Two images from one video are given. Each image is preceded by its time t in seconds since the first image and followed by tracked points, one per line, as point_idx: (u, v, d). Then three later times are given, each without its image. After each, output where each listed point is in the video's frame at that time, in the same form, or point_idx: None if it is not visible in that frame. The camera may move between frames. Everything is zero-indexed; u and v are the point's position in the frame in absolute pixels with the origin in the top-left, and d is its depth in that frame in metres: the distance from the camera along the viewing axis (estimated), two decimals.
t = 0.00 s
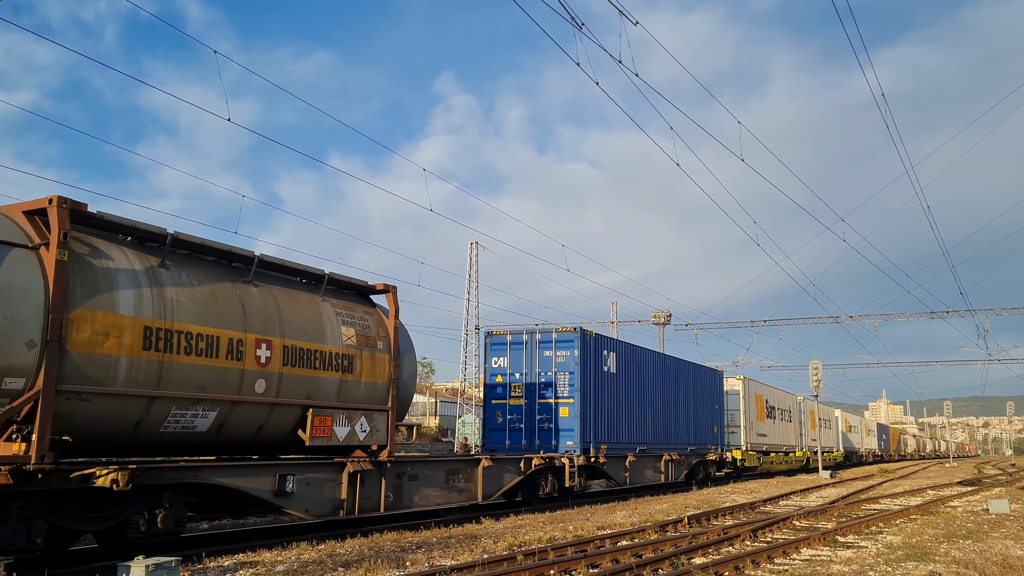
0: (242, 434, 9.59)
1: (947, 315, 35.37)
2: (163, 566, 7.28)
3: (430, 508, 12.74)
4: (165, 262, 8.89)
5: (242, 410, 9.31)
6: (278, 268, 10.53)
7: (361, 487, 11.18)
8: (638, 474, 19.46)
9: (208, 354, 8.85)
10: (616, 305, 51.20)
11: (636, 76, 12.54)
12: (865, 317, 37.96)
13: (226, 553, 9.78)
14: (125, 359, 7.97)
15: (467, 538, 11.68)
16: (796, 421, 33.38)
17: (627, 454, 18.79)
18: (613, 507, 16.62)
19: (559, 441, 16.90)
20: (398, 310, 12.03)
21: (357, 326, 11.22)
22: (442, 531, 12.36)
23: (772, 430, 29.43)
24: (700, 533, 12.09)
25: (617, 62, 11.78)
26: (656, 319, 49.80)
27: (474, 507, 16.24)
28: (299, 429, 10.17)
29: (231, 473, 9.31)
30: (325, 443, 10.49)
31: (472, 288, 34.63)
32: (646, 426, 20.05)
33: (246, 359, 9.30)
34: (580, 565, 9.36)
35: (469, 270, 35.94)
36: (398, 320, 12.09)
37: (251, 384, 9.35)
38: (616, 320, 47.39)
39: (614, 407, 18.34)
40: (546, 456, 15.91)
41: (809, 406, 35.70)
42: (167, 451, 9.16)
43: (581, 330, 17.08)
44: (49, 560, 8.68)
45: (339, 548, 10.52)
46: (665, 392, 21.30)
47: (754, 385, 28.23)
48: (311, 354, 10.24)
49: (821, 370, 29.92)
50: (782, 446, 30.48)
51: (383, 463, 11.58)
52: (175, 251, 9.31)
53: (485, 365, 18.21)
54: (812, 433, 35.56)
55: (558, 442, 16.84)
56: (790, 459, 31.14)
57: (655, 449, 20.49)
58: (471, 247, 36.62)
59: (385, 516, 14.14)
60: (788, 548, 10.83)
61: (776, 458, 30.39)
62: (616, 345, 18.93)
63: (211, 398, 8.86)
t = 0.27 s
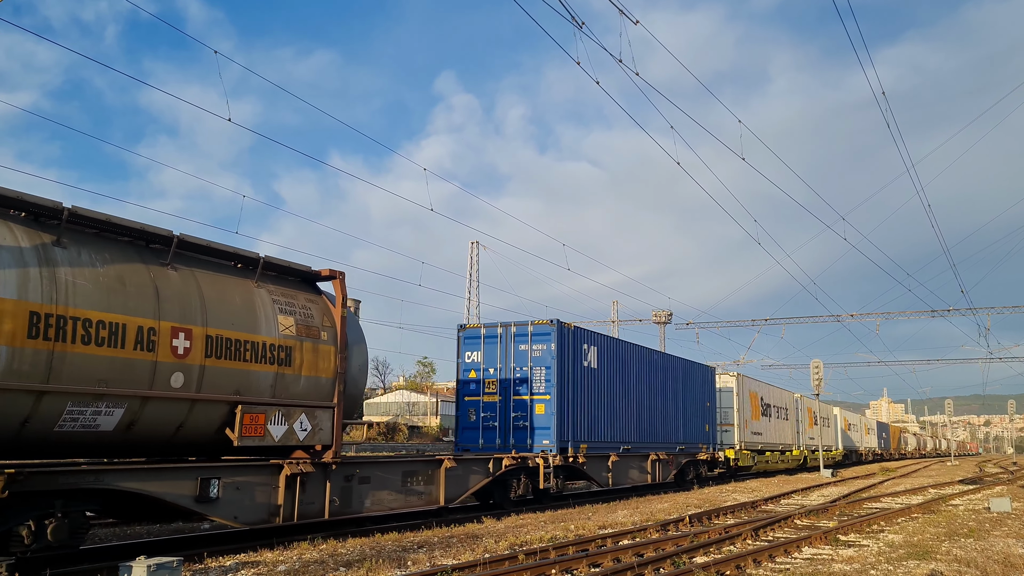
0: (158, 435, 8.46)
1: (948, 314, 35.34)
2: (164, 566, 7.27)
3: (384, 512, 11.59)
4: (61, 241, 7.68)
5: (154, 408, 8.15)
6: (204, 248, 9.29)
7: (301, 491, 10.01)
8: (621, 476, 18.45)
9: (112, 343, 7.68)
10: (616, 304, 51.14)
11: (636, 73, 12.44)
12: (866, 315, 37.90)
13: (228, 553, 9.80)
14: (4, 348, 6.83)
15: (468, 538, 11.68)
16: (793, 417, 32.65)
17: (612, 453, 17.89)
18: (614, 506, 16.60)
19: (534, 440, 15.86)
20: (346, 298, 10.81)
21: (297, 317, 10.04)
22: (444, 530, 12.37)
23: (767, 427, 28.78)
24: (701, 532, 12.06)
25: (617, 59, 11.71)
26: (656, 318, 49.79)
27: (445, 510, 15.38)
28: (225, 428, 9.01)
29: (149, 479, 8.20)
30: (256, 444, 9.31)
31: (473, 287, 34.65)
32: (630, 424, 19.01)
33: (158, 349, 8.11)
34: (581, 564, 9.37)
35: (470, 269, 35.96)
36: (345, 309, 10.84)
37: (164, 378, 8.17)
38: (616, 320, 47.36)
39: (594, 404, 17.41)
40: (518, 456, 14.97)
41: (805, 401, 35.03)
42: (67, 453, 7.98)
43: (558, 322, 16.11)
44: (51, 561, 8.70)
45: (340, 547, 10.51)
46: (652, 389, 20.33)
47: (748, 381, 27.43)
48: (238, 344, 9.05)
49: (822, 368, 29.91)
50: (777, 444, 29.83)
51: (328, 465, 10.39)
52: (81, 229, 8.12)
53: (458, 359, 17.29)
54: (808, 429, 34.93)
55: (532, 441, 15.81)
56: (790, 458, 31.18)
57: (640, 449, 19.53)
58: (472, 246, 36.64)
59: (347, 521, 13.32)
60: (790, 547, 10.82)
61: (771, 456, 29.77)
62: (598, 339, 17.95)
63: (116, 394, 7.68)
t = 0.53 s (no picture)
0: (52, 432, 7.47)
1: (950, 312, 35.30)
2: (166, 565, 7.27)
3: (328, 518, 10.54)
4: None
5: (45, 403, 7.17)
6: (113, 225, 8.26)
7: (228, 494, 8.98)
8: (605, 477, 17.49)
9: None
10: (617, 303, 51.13)
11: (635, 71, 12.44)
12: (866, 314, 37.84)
13: (230, 553, 9.80)
14: None
15: (470, 537, 11.68)
16: (789, 416, 32.29)
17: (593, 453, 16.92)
18: (616, 505, 16.58)
19: (506, 440, 14.77)
20: (282, 283, 9.76)
21: (224, 302, 9.00)
22: (445, 530, 12.38)
23: (762, 426, 28.45)
24: (703, 531, 12.06)
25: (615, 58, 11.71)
26: (657, 318, 49.77)
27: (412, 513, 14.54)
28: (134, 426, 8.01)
29: (70, 480, 7.45)
30: (171, 444, 8.30)
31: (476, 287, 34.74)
32: (614, 423, 18.01)
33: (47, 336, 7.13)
34: (583, 563, 9.36)
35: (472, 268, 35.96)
36: (281, 296, 9.75)
37: (55, 369, 7.17)
38: (617, 319, 47.35)
39: (574, 401, 16.41)
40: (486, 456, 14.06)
41: (801, 400, 34.66)
42: None
43: (532, 312, 15.05)
44: (53, 560, 8.71)
45: (342, 547, 10.52)
46: (638, 386, 19.39)
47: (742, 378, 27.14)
48: (148, 332, 8.02)
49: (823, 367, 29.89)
50: (773, 443, 29.50)
51: (260, 467, 9.34)
52: None
53: (426, 353, 15.97)
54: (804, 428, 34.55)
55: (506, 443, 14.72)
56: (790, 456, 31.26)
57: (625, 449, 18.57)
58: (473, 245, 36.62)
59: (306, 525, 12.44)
60: (791, 546, 10.82)
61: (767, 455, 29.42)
62: (578, 332, 16.92)
63: None
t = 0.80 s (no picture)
0: None
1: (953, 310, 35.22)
2: (168, 564, 7.28)
3: (261, 525, 9.64)
4: None
5: None
6: None
7: (139, 500, 8.07)
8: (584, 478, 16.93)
9: None
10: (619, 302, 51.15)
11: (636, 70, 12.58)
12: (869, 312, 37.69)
13: (232, 551, 9.82)
14: None
15: (471, 536, 11.68)
16: (785, 414, 31.82)
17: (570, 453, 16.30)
18: (617, 504, 16.56)
19: (474, 437, 14.22)
20: (205, 265, 8.84)
21: (134, 285, 8.11)
22: (446, 528, 12.38)
23: (757, 424, 28.02)
24: (705, 530, 12.06)
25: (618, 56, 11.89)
26: (659, 317, 49.77)
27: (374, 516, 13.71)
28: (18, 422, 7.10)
29: None
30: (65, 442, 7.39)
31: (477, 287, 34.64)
32: (592, 420, 17.43)
33: None
34: (584, 562, 9.36)
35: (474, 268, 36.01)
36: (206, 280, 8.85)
37: None
38: (619, 319, 47.36)
39: (549, 396, 15.83)
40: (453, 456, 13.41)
41: (798, 399, 34.16)
42: None
43: (504, 302, 14.47)
44: (55, 559, 8.72)
45: (343, 546, 10.53)
46: (621, 382, 18.83)
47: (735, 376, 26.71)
48: (37, 318, 7.15)
49: (825, 366, 29.90)
50: (768, 442, 29.08)
51: (178, 468, 8.45)
52: None
53: (392, 346, 15.42)
54: (801, 427, 34.06)
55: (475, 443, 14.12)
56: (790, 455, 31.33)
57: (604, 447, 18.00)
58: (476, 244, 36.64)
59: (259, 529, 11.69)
60: (793, 544, 10.83)
61: (762, 454, 29.00)
62: (553, 324, 16.33)
63: None
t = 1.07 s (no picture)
0: None
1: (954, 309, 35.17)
2: (169, 563, 7.29)
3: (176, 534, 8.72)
4: None
5: None
6: None
7: (22, 506, 7.08)
8: (559, 479, 16.19)
9: None
10: (620, 301, 51.13)
11: (639, 69, 12.25)
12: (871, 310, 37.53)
13: (233, 550, 9.82)
14: None
15: (473, 535, 11.68)
16: (779, 412, 31.09)
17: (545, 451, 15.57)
18: (618, 503, 16.58)
19: (437, 436, 13.35)
20: (107, 241, 7.54)
21: (17, 262, 6.88)
22: (447, 527, 12.39)
23: (750, 422, 27.35)
24: (706, 528, 12.06)
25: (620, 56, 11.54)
26: (660, 315, 49.76)
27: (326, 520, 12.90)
28: None
29: None
30: None
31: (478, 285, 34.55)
32: (568, 418, 16.58)
33: None
34: (585, 561, 9.36)
35: (475, 265, 35.99)
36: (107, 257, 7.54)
37: None
38: (620, 316, 47.38)
39: (520, 393, 14.96)
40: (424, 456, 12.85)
41: (793, 395, 33.40)
42: None
43: (468, 291, 13.59)
44: (56, 558, 8.72)
45: (344, 544, 10.54)
46: (602, 379, 18.00)
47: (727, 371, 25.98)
48: None
49: (826, 364, 29.92)
50: (762, 440, 28.43)
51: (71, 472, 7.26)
52: None
53: (352, 338, 14.55)
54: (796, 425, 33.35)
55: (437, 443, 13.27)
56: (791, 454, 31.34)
57: (583, 446, 17.17)
58: (477, 241, 36.56)
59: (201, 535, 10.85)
60: (794, 543, 10.82)
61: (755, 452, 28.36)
62: (526, 316, 15.44)
63: None
